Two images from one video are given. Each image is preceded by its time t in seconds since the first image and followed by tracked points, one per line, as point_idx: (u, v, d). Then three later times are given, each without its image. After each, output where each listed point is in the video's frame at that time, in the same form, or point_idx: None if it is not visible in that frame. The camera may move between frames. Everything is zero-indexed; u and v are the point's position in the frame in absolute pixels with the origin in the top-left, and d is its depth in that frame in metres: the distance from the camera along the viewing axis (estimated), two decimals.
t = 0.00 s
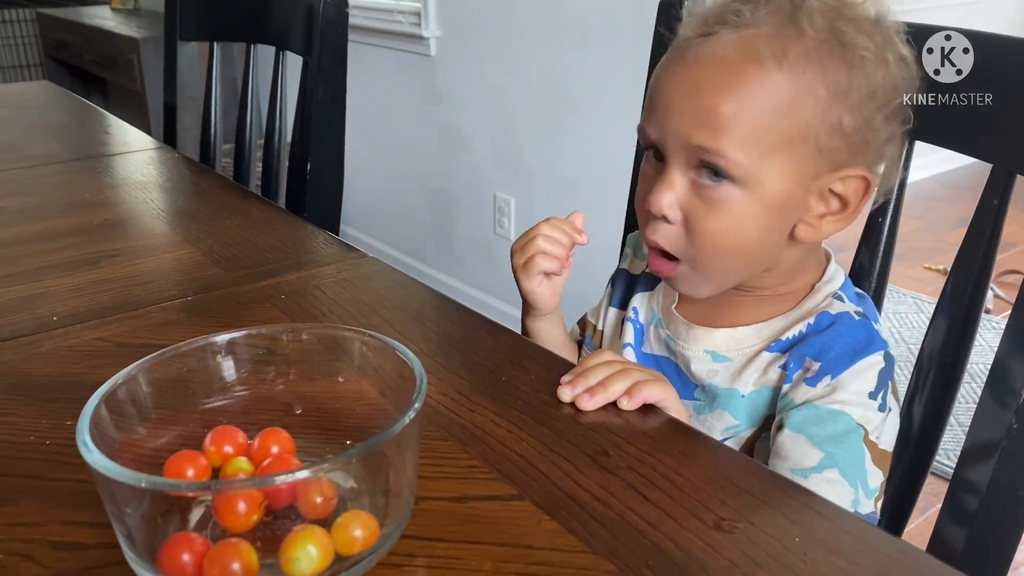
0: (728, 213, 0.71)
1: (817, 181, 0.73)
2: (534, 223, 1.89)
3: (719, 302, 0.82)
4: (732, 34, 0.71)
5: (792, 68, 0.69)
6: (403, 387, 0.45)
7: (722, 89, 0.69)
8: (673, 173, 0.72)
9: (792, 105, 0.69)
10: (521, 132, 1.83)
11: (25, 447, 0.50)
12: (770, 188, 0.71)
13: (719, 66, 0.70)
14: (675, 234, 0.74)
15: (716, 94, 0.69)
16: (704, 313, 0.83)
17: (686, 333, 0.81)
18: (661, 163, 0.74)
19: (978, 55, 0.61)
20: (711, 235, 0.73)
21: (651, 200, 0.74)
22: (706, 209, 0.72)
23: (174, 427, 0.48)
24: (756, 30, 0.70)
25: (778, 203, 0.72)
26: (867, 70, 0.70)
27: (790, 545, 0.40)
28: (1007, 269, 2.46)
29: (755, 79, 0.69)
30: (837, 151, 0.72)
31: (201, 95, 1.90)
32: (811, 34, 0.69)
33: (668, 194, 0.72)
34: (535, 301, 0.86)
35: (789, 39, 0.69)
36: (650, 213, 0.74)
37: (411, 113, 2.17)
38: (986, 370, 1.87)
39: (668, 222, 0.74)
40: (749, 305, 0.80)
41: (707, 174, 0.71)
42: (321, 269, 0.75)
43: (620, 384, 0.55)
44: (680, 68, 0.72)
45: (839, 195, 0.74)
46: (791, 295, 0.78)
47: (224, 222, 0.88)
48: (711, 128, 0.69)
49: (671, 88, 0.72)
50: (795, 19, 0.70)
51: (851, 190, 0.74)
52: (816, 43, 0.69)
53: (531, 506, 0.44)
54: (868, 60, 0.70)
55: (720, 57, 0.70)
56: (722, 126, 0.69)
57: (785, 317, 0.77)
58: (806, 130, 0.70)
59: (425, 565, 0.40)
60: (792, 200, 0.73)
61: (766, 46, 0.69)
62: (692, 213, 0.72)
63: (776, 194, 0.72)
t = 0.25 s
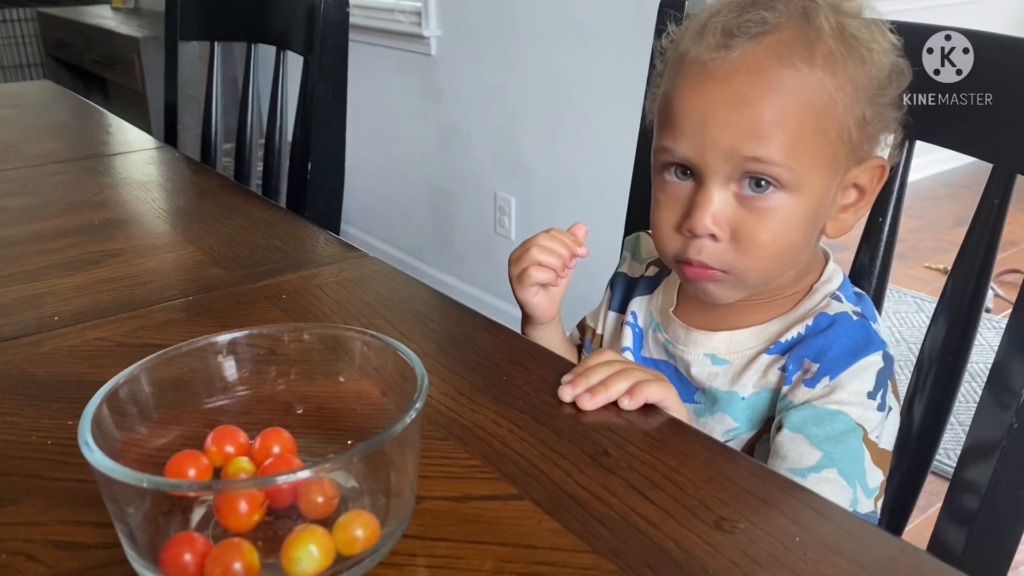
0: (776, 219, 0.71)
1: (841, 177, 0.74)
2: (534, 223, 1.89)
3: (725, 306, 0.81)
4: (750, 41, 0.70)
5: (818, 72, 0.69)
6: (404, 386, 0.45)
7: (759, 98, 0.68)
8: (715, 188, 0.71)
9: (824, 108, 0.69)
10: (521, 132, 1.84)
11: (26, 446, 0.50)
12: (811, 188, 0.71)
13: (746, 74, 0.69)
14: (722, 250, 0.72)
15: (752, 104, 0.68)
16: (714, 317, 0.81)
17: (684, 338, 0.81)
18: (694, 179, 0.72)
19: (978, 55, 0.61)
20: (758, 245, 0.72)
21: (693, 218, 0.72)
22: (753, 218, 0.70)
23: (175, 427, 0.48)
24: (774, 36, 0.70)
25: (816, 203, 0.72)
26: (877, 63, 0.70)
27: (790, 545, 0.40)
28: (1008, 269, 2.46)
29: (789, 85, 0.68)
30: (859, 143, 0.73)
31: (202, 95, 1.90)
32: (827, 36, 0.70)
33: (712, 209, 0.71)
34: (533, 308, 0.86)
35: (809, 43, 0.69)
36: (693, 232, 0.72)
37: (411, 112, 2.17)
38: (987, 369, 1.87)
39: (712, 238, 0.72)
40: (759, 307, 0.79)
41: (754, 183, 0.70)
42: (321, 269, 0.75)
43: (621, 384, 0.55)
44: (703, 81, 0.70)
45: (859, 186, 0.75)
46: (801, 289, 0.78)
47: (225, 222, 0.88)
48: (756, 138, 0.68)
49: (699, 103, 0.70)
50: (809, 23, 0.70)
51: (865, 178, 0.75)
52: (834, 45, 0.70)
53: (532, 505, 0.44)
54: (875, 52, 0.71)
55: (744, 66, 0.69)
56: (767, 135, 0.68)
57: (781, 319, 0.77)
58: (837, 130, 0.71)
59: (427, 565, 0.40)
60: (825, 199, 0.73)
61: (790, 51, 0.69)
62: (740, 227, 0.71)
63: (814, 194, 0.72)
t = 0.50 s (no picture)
0: (796, 218, 0.70)
1: (852, 176, 0.73)
2: (535, 222, 1.89)
3: (726, 309, 0.81)
4: (765, 42, 0.69)
5: (833, 71, 0.69)
6: (406, 386, 0.45)
7: (777, 96, 0.68)
8: (735, 188, 0.70)
9: (839, 107, 0.69)
10: (522, 130, 1.84)
11: (28, 446, 0.50)
12: (828, 187, 0.71)
13: (762, 74, 0.68)
14: (742, 251, 0.71)
15: (771, 103, 0.68)
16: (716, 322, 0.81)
17: (685, 341, 0.81)
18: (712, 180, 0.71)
19: (979, 55, 0.61)
20: (779, 245, 0.71)
21: (713, 218, 0.71)
22: (774, 218, 0.70)
23: (178, 426, 0.48)
24: (788, 36, 0.69)
25: (833, 201, 0.72)
26: (889, 63, 0.70)
27: (792, 544, 0.40)
28: (1009, 267, 2.46)
29: (805, 84, 0.68)
30: (870, 142, 0.73)
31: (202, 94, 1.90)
32: (838, 35, 0.70)
33: (732, 209, 0.70)
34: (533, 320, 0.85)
35: (823, 43, 0.69)
36: (714, 233, 0.71)
37: (412, 111, 2.17)
38: (988, 368, 1.87)
39: (733, 238, 0.71)
40: (761, 310, 0.79)
41: (773, 182, 0.69)
42: (322, 268, 0.75)
43: (623, 383, 0.55)
44: (720, 82, 0.69)
45: (864, 184, 0.75)
46: (801, 289, 0.77)
47: (226, 221, 0.88)
48: (776, 137, 0.67)
49: (716, 104, 0.69)
50: (820, 23, 0.70)
51: (870, 174, 0.75)
52: (845, 45, 0.70)
53: (534, 505, 0.44)
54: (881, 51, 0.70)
55: (761, 66, 0.69)
56: (787, 133, 0.68)
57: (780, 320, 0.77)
58: (851, 128, 0.70)
59: (428, 565, 0.40)
60: (839, 197, 0.72)
61: (805, 52, 0.69)
62: (761, 227, 0.70)
63: (831, 192, 0.71)
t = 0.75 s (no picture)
0: (803, 210, 0.70)
1: (859, 167, 0.72)
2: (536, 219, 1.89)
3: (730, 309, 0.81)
4: (769, 33, 0.69)
5: (838, 62, 0.68)
6: (406, 384, 0.45)
7: (783, 87, 0.67)
8: (741, 180, 0.69)
9: (845, 97, 0.69)
10: (523, 128, 1.84)
11: (28, 444, 0.50)
12: (835, 178, 0.70)
13: (768, 64, 0.68)
14: (750, 243, 0.71)
15: (777, 94, 0.67)
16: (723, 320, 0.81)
17: (690, 338, 0.81)
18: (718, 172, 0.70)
19: (979, 54, 0.61)
20: (786, 237, 0.70)
21: (720, 211, 0.70)
22: (781, 210, 0.69)
23: (177, 424, 0.48)
24: (791, 27, 0.69)
25: (840, 193, 0.71)
26: (891, 54, 0.70)
27: (792, 543, 0.40)
28: (1010, 266, 2.46)
29: (811, 74, 0.68)
30: (876, 133, 0.72)
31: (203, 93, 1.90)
32: (842, 25, 0.69)
33: (740, 201, 0.69)
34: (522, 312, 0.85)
35: (827, 33, 0.69)
36: (721, 226, 0.70)
37: (413, 110, 2.17)
38: (989, 366, 1.87)
39: (741, 231, 0.70)
40: (769, 307, 0.78)
41: (780, 174, 0.68)
42: (323, 267, 0.75)
43: (624, 381, 0.55)
44: (725, 74, 0.69)
45: (869, 176, 0.74)
46: (807, 287, 0.77)
47: (226, 219, 0.88)
48: (783, 128, 0.67)
49: (722, 96, 0.69)
50: (823, 13, 0.70)
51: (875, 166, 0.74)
52: (849, 34, 0.69)
53: (534, 503, 0.44)
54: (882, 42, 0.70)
55: (765, 57, 0.68)
56: (794, 124, 0.67)
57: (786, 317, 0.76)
58: (856, 118, 0.70)
59: (428, 563, 0.40)
60: (847, 189, 0.72)
61: (809, 42, 0.68)
62: (768, 218, 0.69)
63: (838, 184, 0.71)
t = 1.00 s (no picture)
0: (791, 215, 0.69)
1: (847, 168, 0.72)
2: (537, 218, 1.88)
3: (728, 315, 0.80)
4: (746, 38, 0.68)
5: (817, 64, 0.68)
6: (407, 383, 0.45)
7: (763, 95, 0.67)
8: (727, 190, 0.68)
9: (827, 99, 0.68)
10: (523, 127, 1.84)
11: (29, 442, 0.50)
12: (823, 181, 0.70)
13: (746, 72, 0.68)
14: (740, 252, 0.70)
15: (757, 102, 0.67)
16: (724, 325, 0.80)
17: (691, 348, 0.80)
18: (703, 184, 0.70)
19: (980, 54, 0.61)
20: (776, 244, 0.70)
21: (707, 223, 0.69)
22: (769, 217, 0.69)
23: (178, 423, 0.48)
24: (769, 31, 0.68)
25: (830, 197, 0.71)
26: (880, 49, 0.70)
27: (793, 542, 0.40)
28: (1011, 265, 2.45)
29: (792, 78, 0.67)
30: (864, 131, 0.72)
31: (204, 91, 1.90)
32: (821, 26, 0.69)
33: (726, 211, 0.69)
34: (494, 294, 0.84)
35: (806, 35, 0.68)
36: (710, 237, 0.70)
37: (413, 108, 2.17)
38: (991, 365, 1.86)
39: (730, 241, 0.70)
40: (768, 313, 0.78)
41: (766, 181, 0.68)
42: (324, 265, 0.75)
43: (625, 380, 0.55)
44: (703, 85, 0.69)
45: (863, 175, 0.74)
46: (807, 292, 0.77)
47: (227, 218, 0.88)
48: (765, 135, 0.66)
49: (703, 106, 0.68)
50: (801, 15, 0.69)
51: (868, 164, 0.74)
52: (829, 36, 0.69)
53: (535, 501, 0.44)
54: (869, 37, 0.70)
55: (744, 64, 0.68)
56: (775, 130, 0.66)
57: (789, 322, 0.76)
58: (842, 119, 0.69)
59: (429, 561, 0.40)
60: (836, 191, 0.71)
61: (787, 46, 0.68)
62: (757, 226, 0.69)
63: (826, 187, 0.70)
